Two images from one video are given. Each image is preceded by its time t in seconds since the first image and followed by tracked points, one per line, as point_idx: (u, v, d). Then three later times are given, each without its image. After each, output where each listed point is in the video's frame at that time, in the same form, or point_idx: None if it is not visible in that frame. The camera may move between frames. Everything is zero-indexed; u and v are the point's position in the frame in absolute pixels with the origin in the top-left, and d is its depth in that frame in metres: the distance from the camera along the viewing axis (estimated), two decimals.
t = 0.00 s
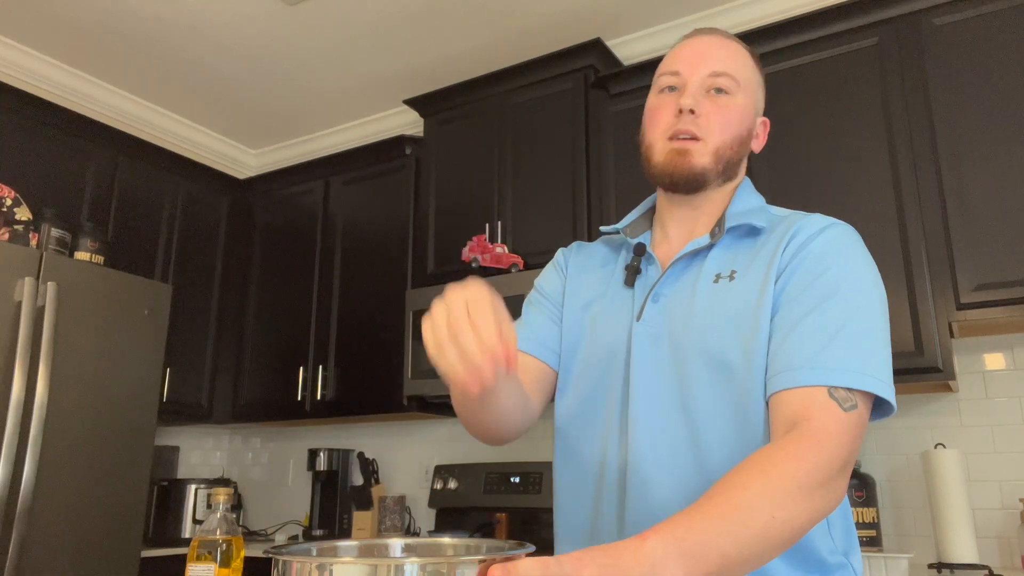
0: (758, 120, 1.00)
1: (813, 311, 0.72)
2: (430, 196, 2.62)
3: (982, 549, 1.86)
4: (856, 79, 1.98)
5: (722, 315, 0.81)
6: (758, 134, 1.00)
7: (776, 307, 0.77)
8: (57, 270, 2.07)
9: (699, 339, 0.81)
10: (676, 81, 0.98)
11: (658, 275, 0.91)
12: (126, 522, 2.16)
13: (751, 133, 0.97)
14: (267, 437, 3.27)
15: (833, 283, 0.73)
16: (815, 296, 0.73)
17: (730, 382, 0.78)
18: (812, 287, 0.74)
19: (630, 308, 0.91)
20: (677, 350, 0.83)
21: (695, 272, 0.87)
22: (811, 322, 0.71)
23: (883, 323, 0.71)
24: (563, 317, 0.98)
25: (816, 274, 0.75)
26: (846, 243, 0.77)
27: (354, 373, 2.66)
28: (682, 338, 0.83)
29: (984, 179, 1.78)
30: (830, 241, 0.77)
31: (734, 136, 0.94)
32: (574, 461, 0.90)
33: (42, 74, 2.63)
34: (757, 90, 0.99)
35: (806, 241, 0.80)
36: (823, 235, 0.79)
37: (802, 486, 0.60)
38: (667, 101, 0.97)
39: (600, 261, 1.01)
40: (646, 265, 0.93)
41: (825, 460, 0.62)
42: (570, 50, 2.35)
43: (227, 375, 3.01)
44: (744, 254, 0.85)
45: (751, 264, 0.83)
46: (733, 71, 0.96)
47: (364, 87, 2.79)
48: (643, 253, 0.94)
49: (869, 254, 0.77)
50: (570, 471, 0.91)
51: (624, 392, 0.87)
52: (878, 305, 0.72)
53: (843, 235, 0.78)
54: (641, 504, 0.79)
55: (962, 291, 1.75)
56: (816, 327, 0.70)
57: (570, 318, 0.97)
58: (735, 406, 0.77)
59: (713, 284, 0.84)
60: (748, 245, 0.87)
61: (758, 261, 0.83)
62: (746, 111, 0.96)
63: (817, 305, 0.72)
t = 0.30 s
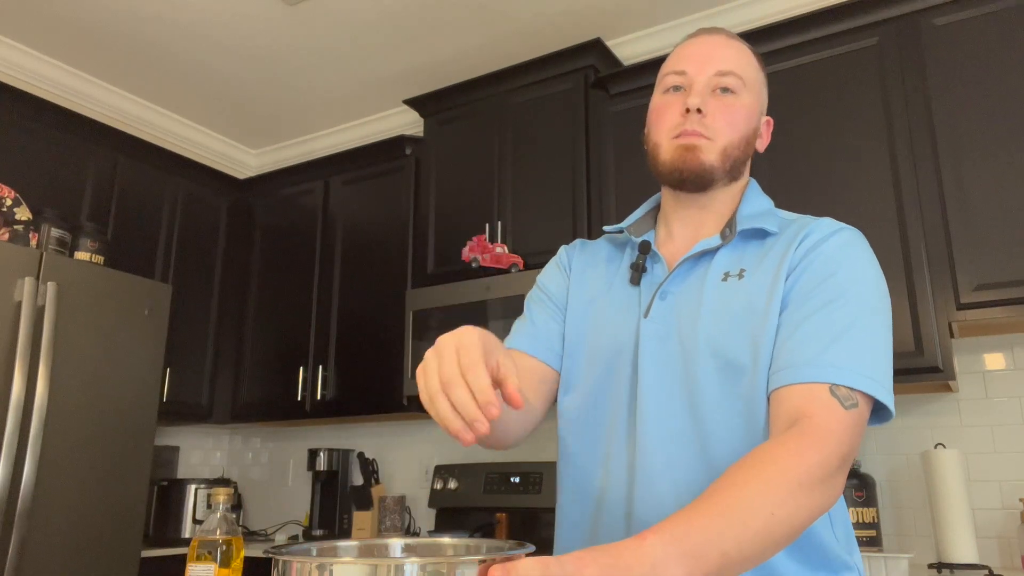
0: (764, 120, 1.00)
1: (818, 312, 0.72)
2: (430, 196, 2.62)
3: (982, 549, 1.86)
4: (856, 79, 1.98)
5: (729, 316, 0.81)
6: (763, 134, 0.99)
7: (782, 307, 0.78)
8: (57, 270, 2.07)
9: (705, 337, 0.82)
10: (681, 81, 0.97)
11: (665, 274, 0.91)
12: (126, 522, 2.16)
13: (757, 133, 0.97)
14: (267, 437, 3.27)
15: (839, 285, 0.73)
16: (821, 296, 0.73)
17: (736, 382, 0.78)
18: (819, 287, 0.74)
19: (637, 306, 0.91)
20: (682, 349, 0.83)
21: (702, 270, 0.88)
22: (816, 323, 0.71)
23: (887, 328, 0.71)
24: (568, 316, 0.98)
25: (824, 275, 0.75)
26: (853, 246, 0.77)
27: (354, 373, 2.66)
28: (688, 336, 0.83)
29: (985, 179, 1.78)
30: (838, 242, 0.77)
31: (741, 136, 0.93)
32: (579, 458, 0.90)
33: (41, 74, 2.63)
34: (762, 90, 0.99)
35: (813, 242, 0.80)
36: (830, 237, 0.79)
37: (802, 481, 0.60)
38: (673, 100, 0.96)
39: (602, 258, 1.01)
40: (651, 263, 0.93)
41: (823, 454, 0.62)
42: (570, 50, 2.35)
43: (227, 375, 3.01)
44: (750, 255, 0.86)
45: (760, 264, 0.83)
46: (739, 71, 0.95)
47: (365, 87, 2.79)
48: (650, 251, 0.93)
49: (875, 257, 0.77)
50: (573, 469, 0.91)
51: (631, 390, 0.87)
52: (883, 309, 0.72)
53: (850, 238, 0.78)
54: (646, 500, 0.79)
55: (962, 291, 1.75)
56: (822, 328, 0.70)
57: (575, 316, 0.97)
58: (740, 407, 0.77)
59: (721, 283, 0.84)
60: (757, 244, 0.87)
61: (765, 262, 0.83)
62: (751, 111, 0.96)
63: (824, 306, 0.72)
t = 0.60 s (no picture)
0: (724, 103, 0.96)
1: (811, 323, 0.71)
2: (430, 195, 2.62)
3: (982, 549, 1.86)
4: (857, 79, 1.98)
5: (719, 322, 0.80)
6: (723, 118, 0.95)
7: (772, 314, 0.77)
8: (57, 270, 2.07)
9: (696, 344, 0.81)
10: (620, 99, 0.94)
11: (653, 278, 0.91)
12: (126, 522, 2.16)
13: (713, 123, 0.93)
14: (267, 437, 3.27)
15: (835, 292, 0.72)
16: (817, 304, 0.72)
17: (730, 390, 0.77)
18: (810, 296, 0.73)
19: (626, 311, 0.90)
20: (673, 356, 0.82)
21: (690, 274, 0.87)
22: (813, 334, 0.70)
23: (885, 334, 0.70)
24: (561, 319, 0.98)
25: (813, 282, 0.74)
26: (849, 249, 0.76)
27: (354, 373, 2.66)
28: (679, 344, 0.82)
29: (985, 178, 1.78)
30: (830, 247, 0.76)
31: (693, 136, 0.91)
32: (576, 464, 0.91)
33: (41, 74, 2.63)
34: (710, 75, 0.95)
35: (806, 246, 0.79)
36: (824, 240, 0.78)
37: (807, 496, 0.60)
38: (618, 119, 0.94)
39: (595, 261, 1.01)
40: (640, 267, 0.93)
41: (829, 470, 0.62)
42: (571, 50, 2.35)
43: (227, 376, 3.01)
44: (739, 257, 0.85)
45: (749, 269, 0.82)
46: (671, 71, 0.92)
47: (364, 87, 2.79)
48: (637, 255, 0.93)
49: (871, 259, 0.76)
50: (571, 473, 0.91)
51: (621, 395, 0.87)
52: (880, 316, 0.71)
53: (845, 241, 0.77)
54: (639, 509, 0.79)
55: (962, 291, 1.75)
56: (813, 339, 0.69)
57: (567, 320, 0.96)
58: (731, 414, 0.77)
59: (709, 288, 0.84)
60: (745, 247, 0.85)
61: (756, 267, 0.82)
62: (698, 105, 0.92)
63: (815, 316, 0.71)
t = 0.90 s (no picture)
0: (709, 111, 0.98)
1: (793, 308, 0.71)
2: (430, 196, 2.63)
3: (982, 549, 1.86)
4: (857, 79, 1.98)
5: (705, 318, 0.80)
6: (708, 126, 0.97)
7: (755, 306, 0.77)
8: (56, 270, 2.07)
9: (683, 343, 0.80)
10: (616, 94, 0.95)
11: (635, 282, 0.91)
12: (126, 523, 2.16)
13: (703, 127, 0.95)
14: (267, 437, 3.27)
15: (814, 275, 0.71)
16: (797, 291, 0.72)
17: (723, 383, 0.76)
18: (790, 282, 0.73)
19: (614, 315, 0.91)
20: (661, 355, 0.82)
21: (671, 274, 0.87)
22: (798, 322, 0.70)
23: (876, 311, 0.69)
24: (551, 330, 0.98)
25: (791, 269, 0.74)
26: (827, 233, 0.76)
27: (354, 373, 2.66)
28: (667, 344, 0.82)
29: (985, 178, 1.78)
30: (809, 231, 0.76)
31: (690, 135, 0.92)
32: (566, 470, 0.89)
33: (41, 74, 2.63)
34: (697, 82, 0.97)
35: (782, 235, 0.79)
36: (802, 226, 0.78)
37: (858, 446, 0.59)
38: (616, 115, 0.94)
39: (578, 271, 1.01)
40: (621, 274, 0.93)
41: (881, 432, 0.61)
42: (571, 50, 2.35)
43: (227, 376, 3.01)
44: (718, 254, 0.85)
45: (728, 263, 0.82)
46: (672, 71, 0.94)
47: (364, 87, 2.79)
48: (618, 263, 0.94)
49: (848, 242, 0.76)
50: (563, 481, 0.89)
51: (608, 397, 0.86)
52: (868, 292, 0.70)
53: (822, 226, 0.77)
54: (624, 509, 0.77)
55: (962, 292, 1.75)
56: (798, 324, 0.70)
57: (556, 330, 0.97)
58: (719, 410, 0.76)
59: (691, 286, 0.84)
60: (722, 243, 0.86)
61: (736, 260, 0.82)
62: (695, 107, 0.95)
63: (796, 300, 0.71)
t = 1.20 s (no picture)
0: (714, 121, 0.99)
1: (804, 319, 0.72)
2: (430, 196, 2.63)
3: (982, 549, 1.86)
4: (857, 79, 1.98)
5: (710, 324, 0.80)
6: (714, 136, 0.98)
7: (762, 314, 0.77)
8: (56, 270, 2.07)
9: (689, 349, 0.80)
10: (627, 98, 0.95)
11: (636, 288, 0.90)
12: (126, 522, 2.16)
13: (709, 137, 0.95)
14: (266, 437, 3.27)
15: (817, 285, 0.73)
16: (804, 302, 0.73)
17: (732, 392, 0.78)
18: (798, 292, 0.74)
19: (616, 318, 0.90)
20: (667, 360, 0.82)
21: (673, 280, 0.86)
22: (806, 331, 0.71)
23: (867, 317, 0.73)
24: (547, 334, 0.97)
25: (798, 279, 0.75)
26: (821, 239, 0.78)
27: (354, 373, 2.66)
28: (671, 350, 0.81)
29: (985, 178, 1.78)
30: (810, 240, 0.78)
31: (697, 144, 0.93)
32: (569, 475, 0.88)
33: (42, 74, 2.63)
34: (706, 91, 0.97)
35: (782, 241, 0.80)
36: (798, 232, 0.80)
37: (818, 427, 0.65)
38: (626, 119, 0.94)
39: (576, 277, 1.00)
40: (622, 278, 0.93)
41: (849, 423, 0.67)
42: (571, 50, 2.35)
43: (227, 376, 3.01)
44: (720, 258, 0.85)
45: (732, 269, 0.83)
46: (682, 81, 0.94)
47: (364, 87, 2.79)
48: (619, 267, 0.93)
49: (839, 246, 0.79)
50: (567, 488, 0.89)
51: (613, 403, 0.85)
52: (859, 300, 0.74)
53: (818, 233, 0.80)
54: (634, 518, 0.77)
55: (962, 291, 1.75)
56: (810, 335, 0.71)
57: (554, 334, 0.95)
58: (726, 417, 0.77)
59: (694, 290, 0.83)
60: (724, 249, 0.86)
61: (739, 264, 0.82)
62: (703, 117, 0.95)
63: (808, 310, 0.73)
